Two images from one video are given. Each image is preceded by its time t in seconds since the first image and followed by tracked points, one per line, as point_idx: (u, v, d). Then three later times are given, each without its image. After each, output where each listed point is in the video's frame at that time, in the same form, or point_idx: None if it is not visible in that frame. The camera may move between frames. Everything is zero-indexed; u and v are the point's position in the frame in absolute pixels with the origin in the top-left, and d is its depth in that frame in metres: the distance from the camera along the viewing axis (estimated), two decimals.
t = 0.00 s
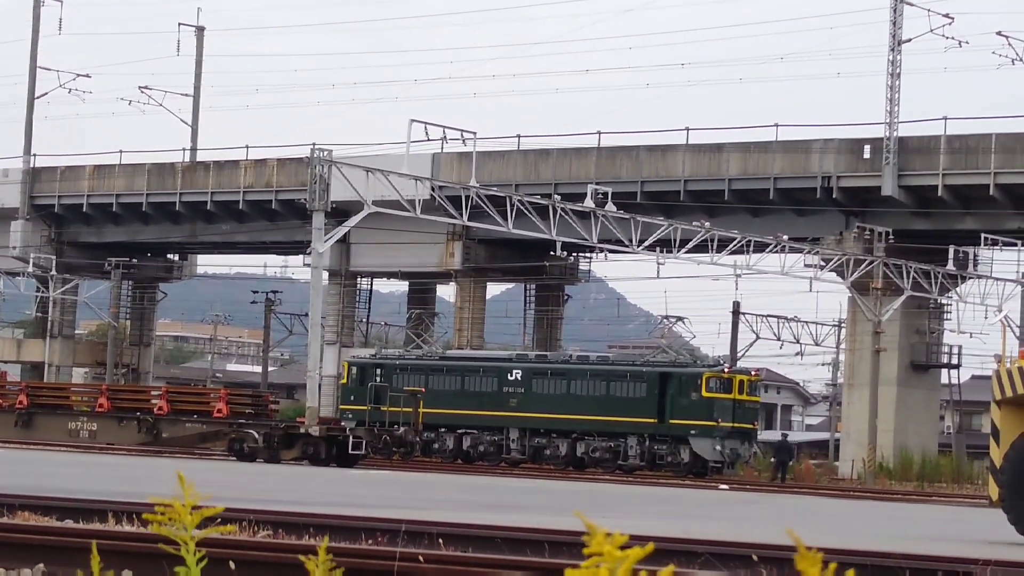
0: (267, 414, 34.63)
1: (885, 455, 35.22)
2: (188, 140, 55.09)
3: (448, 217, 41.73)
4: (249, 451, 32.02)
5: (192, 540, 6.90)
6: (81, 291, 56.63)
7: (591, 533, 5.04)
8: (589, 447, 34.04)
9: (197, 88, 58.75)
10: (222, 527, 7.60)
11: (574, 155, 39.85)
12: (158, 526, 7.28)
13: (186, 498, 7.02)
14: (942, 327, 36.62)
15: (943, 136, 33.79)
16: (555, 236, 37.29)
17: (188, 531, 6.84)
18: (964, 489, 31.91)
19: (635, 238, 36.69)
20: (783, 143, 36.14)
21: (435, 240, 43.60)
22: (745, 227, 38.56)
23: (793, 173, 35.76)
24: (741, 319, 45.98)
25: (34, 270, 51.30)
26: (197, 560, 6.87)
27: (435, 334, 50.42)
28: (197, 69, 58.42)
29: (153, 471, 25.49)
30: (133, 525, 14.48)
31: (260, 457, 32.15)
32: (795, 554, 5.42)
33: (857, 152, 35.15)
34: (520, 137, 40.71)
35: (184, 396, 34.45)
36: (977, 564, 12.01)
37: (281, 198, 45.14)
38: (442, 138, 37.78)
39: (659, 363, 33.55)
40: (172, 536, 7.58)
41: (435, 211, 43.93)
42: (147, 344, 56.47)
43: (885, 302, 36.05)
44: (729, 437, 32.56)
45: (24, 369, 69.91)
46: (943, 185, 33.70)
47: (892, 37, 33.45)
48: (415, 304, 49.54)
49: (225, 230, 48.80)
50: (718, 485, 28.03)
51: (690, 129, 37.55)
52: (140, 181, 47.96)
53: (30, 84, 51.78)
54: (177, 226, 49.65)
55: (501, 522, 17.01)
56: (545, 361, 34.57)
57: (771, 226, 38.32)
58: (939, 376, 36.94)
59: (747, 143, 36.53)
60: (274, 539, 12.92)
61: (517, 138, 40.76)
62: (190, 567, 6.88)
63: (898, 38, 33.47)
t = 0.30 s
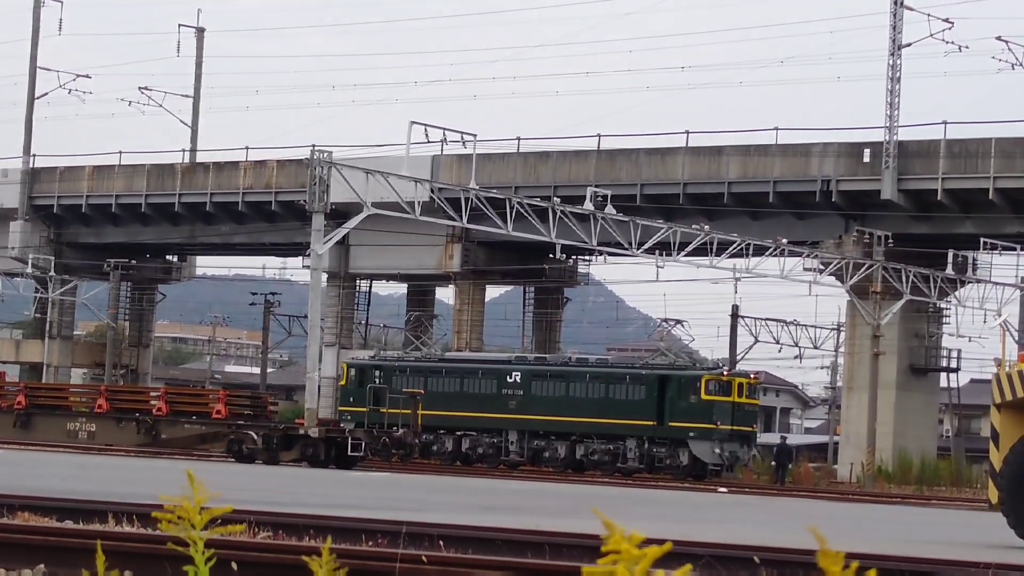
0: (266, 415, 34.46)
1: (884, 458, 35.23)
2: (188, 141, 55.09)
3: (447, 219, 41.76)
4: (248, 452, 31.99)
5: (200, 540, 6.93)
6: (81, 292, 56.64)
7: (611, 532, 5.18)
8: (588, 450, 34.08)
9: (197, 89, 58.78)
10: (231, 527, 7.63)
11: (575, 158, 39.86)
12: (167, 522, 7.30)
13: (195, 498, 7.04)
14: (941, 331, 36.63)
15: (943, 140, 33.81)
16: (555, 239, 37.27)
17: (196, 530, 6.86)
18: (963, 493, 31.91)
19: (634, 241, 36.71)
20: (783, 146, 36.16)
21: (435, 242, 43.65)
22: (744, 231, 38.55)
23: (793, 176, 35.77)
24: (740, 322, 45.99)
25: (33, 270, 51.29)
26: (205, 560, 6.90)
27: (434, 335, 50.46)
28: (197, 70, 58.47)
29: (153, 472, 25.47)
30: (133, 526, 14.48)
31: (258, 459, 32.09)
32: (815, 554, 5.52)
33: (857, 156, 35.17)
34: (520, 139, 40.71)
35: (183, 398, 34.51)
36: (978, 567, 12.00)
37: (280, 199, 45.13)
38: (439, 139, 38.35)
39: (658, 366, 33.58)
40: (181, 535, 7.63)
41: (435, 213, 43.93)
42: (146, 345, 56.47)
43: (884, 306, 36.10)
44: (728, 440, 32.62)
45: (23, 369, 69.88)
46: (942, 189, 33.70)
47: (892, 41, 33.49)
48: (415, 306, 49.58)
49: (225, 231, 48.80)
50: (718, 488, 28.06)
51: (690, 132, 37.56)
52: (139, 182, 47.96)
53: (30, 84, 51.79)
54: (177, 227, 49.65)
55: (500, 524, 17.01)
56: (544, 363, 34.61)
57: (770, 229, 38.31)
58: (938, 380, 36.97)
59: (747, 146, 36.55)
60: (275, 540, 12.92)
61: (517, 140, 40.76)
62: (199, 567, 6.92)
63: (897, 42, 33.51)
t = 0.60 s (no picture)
0: (265, 415, 34.73)
1: (883, 459, 35.21)
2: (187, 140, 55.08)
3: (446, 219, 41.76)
4: (247, 452, 31.99)
5: (200, 538, 6.94)
6: (80, 292, 56.59)
7: (622, 530, 5.28)
8: (586, 450, 34.06)
9: (197, 88, 58.78)
10: (230, 526, 7.63)
11: (574, 158, 39.85)
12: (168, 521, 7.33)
13: (195, 497, 7.02)
14: (940, 331, 36.63)
15: (942, 140, 33.79)
16: (554, 238, 37.25)
17: (198, 529, 6.87)
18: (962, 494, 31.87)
19: (633, 241, 36.67)
20: (782, 146, 36.14)
21: (434, 242, 43.64)
22: (743, 231, 38.53)
23: (793, 176, 35.77)
24: (739, 322, 45.99)
25: (32, 270, 51.25)
26: (205, 558, 6.91)
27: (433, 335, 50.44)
28: (197, 70, 58.48)
29: (154, 471, 25.48)
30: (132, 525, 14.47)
31: (257, 458, 32.06)
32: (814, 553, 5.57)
33: (856, 156, 35.15)
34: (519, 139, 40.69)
35: (182, 397, 34.48)
36: (977, 568, 11.95)
37: (280, 199, 45.11)
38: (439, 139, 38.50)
39: (656, 366, 33.57)
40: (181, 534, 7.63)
41: (434, 213, 43.91)
42: (145, 344, 56.56)
43: (883, 306, 36.06)
44: (726, 440, 32.62)
45: (22, 369, 69.85)
46: (942, 189, 33.68)
47: (892, 41, 33.48)
48: (414, 305, 49.55)
49: (224, 230, 48.79)
50: (716, 488, 28.04)
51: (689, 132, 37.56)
52: (139, 181, 47.94)
53: (30, 84, 51.78)
54: (176, 227, 49.63)
55: (499, 523, 17.00)
56: (543, 363, 34.59)
57: (769, 229, 38.29)
58: (937, 381, 36.95)
59: (747, 146, 36.54)
60: (273, 539, 12.94)
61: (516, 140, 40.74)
62: (199, 565, 6.93)
63: (897, 42, 33.51)
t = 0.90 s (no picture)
0: (265, 411, 34.86)
1: (883, 455, 35.21)
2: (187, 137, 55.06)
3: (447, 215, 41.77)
4: (247, 448, 32.04)
5: (203, 536, 6.95)
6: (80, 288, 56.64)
7: (622, 525, 5.35)
8: (588, 446, 34.02)
9: (197, 84, 58.78)
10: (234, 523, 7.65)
11: (575, 154, 39.86)
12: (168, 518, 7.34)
13: (197, 494, 7.02)
14: (940, 327, 36.65)
15: (943, 136, 33.80)
16: (555, 235, 37.22)
17: (200, 526, 6.89)
18: (963, 490, 31.87)
19: (634, 237, 36.64)
20: (783, 143, 36.12)
21: (435, 238, 43.60)
22: (744, 227, 38.58)
23: (793, 172, 35.75)
24: (739, 318, 45.98)
25: (32, 266, 51.27)
26: (207, 556, 6.92)
27: (434, 331, 50.43)
28: (197, 66, 58.50)
29: (156, 468, 25.53)
30: (133, 522, 14.50)
31: (258, 455, 32.10)
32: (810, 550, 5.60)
33: (857, 152, 35.15)
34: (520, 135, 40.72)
35: (183, 393, 34.49)
36: (978, 564, 11.96)
37: (281, 195, 45.12)
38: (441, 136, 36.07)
39: (657, 363, 33.59)
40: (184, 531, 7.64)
41: (435, 209, 43.92)
42: (145, 341, 56.65)
43: (884, 302, 36.09)
44: (728, 436, 32.57)
45: (23, 365, 69.90)
46: (942, 186, 33.70)
47: (892, 38, 33.49)
48: (415, 301, 49.50)
49: (224, 227, 48.80)
50: (716, 485, 28.04)
51: (690, 129, 37.58)
52: (139, 178, 47.97)
53: (30, 80, 51.79)
54: (176, 224, 49.65)
55: (500, 519, 17.03)
56: (544, 360, 34.61)
57: (770, 225, 38.31)
58: (938, 376, 36.95)
59: (747, 143, 36.54)
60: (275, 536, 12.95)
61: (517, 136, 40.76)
62: (201, 563, 6.94)
63: (898, 39, 33.50)
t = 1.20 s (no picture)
0: (264, 410, 34.74)
1: (882, 452, 35.25)
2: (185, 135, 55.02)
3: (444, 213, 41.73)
4: (246, 446, 32.04)
5: (201, 533, 6.92)
6: (78, 287, 56.60)
7: (612, 525, 5.28)
8: (586, 444, 34.09)
9: (196, 83, 58.76)
10: (232, 521, 7.60)
11: (573, 152, 39.84)
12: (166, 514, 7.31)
13: (196, 492, 6.98)
14: (939, 325, 36.66)
15: (941, 133, 33.79)
16: (552, 233, 37.19)
17: (199, 524, 6.86)
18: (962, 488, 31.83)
19: (632, 235, 36.63)
20: (780, 140, 36.10)
21: (433, 237, 43.57)
22: (742, 225, 38.61)
23: (791, 170, 35.74)
24: (738, 316, 45.97)
25: (30, 265, 51.22)
26: (205, 554, 6.88)
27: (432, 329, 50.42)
28: (196, 64, 58.48)
29: (155, 466, 25.50)
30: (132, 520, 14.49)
31: (256, 453, 32.09)
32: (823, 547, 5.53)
33: (855, 150, 35.14)
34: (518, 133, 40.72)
35: (181, 392, 34.49)
36: (977, 561, 11.95)
37: (279, 193, 45.08)
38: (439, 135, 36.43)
39: (655, 360, 33.57)
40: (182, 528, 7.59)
41: (433, 207, 43.92)
42: (143, 339, 56.62)
43: (882, 300, 36.07)
44: (726, 434, 32.55)
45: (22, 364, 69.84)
46: (939, 183, 33.69)
47: (890, 35, 33.47)
48: (413, 299, 49.45)
49: (223, 225, 48.76)
50: (714, 482, 28.00)
51: (688, 126, 37.58)
52: (137, 176, 47.93)
53: (28, 79, 51.76)
54: (174, 222, 49.62)
55: (499, 517, 17.03)
56: (542, 358, 34.56)
57: (768, 223, 38.32)
58: (936, 374, 36.94)
59: (745, 140, 36.52)
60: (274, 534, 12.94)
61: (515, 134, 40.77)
62: (200, 561, 6.91)
63: (896, 36, 33.49)
